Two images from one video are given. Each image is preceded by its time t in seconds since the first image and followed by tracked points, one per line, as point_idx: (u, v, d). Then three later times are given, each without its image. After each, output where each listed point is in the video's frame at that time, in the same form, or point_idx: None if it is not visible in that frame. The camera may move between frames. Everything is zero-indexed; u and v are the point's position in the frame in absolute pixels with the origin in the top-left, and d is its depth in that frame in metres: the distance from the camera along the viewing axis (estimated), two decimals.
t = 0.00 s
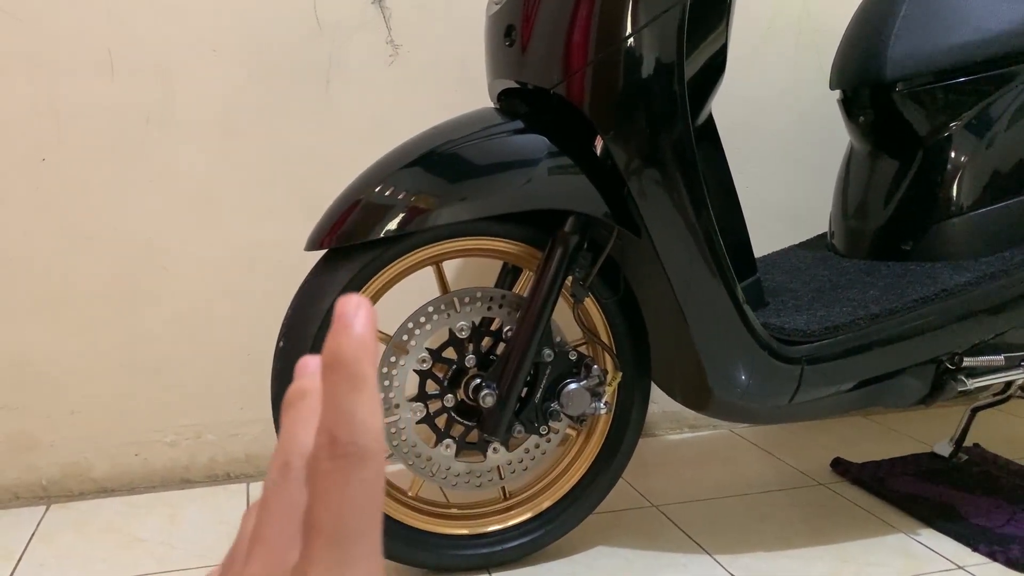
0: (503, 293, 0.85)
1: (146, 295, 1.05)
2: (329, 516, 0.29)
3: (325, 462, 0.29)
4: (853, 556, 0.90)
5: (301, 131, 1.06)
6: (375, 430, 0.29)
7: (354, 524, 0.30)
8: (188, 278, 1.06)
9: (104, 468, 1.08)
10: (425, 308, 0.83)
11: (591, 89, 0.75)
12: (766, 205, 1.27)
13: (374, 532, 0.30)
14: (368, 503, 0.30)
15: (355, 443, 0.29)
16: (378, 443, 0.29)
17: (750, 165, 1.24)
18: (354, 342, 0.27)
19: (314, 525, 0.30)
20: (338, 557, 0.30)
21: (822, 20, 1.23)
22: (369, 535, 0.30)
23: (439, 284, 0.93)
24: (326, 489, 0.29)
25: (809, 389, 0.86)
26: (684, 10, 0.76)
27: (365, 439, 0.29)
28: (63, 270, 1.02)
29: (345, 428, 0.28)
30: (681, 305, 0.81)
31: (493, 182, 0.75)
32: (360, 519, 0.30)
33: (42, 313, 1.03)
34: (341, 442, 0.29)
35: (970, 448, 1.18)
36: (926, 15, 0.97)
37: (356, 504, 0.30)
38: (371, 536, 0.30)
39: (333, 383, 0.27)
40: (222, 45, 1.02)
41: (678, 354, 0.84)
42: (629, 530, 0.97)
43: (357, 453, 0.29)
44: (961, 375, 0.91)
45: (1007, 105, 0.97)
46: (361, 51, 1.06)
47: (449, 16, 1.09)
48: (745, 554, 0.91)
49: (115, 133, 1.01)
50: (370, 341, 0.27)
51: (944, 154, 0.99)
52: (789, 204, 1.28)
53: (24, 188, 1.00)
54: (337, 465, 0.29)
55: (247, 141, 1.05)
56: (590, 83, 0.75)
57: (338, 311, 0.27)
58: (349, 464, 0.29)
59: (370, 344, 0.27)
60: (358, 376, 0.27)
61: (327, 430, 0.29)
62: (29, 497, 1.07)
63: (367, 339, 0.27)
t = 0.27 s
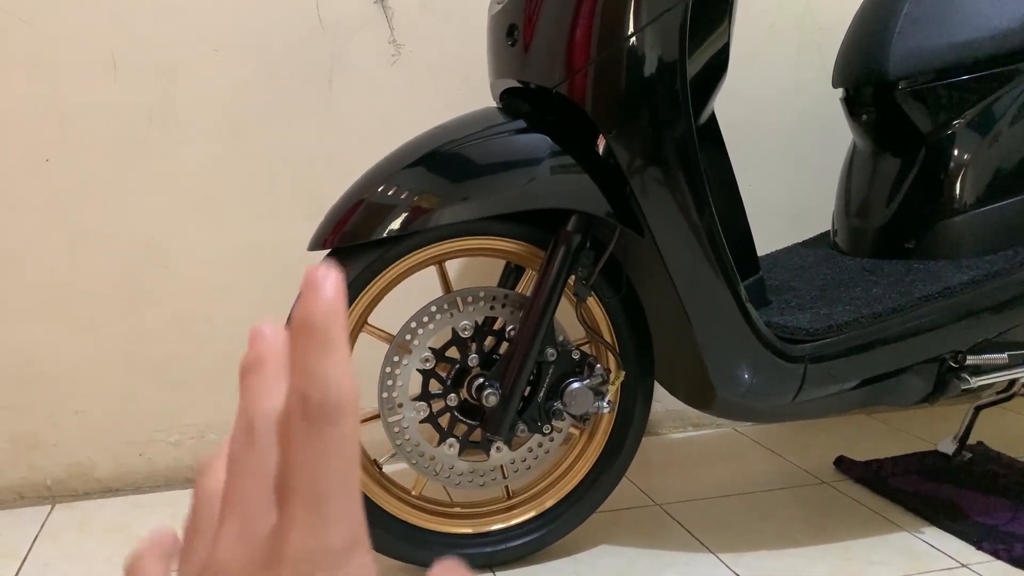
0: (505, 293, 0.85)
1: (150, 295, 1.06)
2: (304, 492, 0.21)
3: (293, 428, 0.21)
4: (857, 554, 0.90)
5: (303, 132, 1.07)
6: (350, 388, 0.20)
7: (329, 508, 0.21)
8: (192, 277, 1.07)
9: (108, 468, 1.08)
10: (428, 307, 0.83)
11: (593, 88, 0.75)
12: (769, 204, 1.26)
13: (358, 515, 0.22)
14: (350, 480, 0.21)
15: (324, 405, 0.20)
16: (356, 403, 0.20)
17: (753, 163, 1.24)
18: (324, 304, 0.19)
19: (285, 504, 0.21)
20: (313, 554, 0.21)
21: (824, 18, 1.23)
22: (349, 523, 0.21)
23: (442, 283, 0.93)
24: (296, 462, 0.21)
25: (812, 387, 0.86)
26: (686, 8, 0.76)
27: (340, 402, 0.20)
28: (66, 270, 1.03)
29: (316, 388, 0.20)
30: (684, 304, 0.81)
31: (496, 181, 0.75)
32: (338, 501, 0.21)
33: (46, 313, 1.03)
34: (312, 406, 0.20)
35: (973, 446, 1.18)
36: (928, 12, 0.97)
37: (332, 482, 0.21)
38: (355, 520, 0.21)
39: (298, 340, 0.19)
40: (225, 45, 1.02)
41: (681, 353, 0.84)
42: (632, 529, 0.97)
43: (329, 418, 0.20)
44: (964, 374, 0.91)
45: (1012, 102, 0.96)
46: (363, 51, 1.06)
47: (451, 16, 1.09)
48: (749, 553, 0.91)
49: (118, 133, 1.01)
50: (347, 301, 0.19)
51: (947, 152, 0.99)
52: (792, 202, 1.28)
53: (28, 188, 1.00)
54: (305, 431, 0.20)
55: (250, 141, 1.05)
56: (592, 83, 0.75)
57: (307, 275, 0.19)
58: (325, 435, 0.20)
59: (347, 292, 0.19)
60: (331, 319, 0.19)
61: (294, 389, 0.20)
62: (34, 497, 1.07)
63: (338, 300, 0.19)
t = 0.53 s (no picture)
0: (508, 292, 0.85)
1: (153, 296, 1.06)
2: (322, 400, 0.20)
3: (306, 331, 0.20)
4: (862, 551, 0.90)
5: (305, 132, 1.07)
6: (371, 284, 0.20)
7: (352, 419, 0.21)
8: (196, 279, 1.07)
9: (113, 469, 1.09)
10: (430, 307, 0.84)
11: (595, 86, 0.75)
12: (771, 201, 1.26)
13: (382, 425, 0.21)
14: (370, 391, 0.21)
15: (343, 301, 0.19)
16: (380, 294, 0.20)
17: (755, 160, 1.24)
18: (338, 182, 0.18)
19: (299, 418, 0.21)
20: (339, 471, 0.21)
21: (826, 15, 1.23)
22: (378, 437, 0.21)
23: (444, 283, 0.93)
24: (312, 370, 0.20)
25: (816, 385, 0.86)
26: (687, 7, 0.76)
27: (361, 301, 0.20)
28: (70, 272, 1.03)
29: (336, 283, 0.19)
30: (687, 303, 0.81)
31: (498, 181, 0.75)
32: (359, 412, 0.21)
33: (50, 316, 1.03)
34: (329, 304, 0.19)
35: (978, 442, 1.18)
36: (930, 8, 0.97)
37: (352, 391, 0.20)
38: (380, 434, 0.21)
39: (309, 231, 0.19)
40: (227, 47, 1.02)
41: (685, 351, 0.84)
42: (637, 527, 0.97)
43: (348, 316, 0.20)
44: (969, 370, 0.91)
45: (1014, 97, 0.96)
46: (364, 51, 1.06)
47: (453, 15, 1.09)
48: (753, 551, 0.91)
49: (121, 136, 1.01)
50: (362, 184, 0.19)
51: (950, 149, 0.99)
52: (795, 199, 1.28)
53: (31, 191, 1.00)
54: (321, 334, 0.20)
55: (252, 142, 1.05)
56: (593, 82, 0.75)
57: (319, 150, 0.18)
58: (347, 335, 0.20)
59: (361, 170, 0.19)
60: (349, 206, 0.19)
61: (307, 287, 0.19)
62: (39, 499, 1.08)
63: (354, 180, 0.18)
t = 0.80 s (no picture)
0: (510, 293, 0.86)
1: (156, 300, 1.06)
2: (304, 269, 0.19)
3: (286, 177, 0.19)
4: (865, 548, 0.90)
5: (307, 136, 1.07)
6: (357, 125, 0.18)
7: (338, 296, 0.19)
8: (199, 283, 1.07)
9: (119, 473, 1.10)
10: (433, 309, 0.84)
11: (594, 87, 0.76)
12: (773, 198, 1.26)
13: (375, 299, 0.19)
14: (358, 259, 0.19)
15: (324, 140, 0.18)
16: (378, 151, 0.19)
17: (757, 158, 1.24)
18: None
19: (278, 285, 0.19)
20: (322, 357, 0.19)
21: (825, 12, 1.23)
22: (369, 317, 0.19)
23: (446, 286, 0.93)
24: (293, 227, 0.19)
25: (819, 382, 0.85)
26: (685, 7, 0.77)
27: (350, 152, 0.18)
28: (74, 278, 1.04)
29: (317, 113, 0.18)
30: (689, 302, 0.81)
31: (499, 182, 0.76)
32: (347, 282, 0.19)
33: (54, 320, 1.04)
34: (307, 145, 0.18)
35: (983, 438, 1.18)
36: (929, 5, 0.97)
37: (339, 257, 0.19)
38: (375, 314, 0.19)
39: (285, 44, 0.17)
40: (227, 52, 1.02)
41: (686, 350, 0.84)
42: (640, 526, 0.98)
43: (332, 165, 0.18)
44: (971, 366, 0.91)
45: (1013, 93, 0.96)
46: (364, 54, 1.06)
47: (452, 16, 1.09)
48: (757, 549, 0.91)
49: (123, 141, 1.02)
50: None
51: (951, 145, 0.99)
52: (796, 197, 1.27)
53: (35, 196, 1.01)
54: (303, 187, 0.18)
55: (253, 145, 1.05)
56: (593, 83, 0.76)
57: None
58: (330, 187, 0.18)
59: None
60: (330, 16, 0.17)
61: (283, 117, 0.18)
62: (47, 503, 1.08)
63: None
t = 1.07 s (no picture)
0: (512, 295, 0.86)
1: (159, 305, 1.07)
2: (331, 350, 0.18)
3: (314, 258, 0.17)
4: (870, 547, 0.90)
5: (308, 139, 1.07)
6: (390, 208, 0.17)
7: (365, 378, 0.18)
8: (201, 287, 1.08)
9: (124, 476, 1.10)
10: (435, 312, 0.84)
11: (594, 88, 0.76)
12: (775, 197, 1.26)
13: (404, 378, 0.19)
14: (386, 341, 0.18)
15: (356, 225, 0.17)
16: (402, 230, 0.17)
17: (759, 156, 1.23)
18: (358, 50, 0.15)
19: (303, 365, 0.19)
20: (344, 436, 0.18)
21: (827, 8, 1.22)
22: (392, 396, 0.18)
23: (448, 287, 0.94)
24: (318, 310, 0.18)
25: (822, 381, 0.85)
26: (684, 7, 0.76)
27: (375, 232, 0.17)
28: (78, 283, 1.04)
29: (348, 194, 0.16)
30: (690, 301, 0.81)
31: (500, 184, 0.76)
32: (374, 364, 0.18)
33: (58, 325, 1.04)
34: (338, 229, 0.17)
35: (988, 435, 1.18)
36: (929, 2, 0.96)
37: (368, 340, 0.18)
38: (403, 394, 0.19)
39: (322, 121, 0.16)
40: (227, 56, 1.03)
41: (689, 350, 0.84)
42: (645, 527, 0.97)
43: (363, 250, 0.17)
44: (975, 364, 0.91)
45: (1016, 91, 0.96)
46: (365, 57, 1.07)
47: (452, 17, 1.09)
48: (761, 548, 0.91)
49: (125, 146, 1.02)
50: (383, 69, 0.16)
51: (954, 142, 0.99)
52: (799, 195, 1.27)
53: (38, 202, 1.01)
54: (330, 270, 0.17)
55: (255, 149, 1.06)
56: (593, 84, 0.76)
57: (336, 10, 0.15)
58: (362, 273, 0.17)
59: (385, 35, 0.16)
60: (371, 91, 0.16)
61: (315, 198, 0.17)
62: (52, 507, 1.09)
63: (373, 51, 0.15)
